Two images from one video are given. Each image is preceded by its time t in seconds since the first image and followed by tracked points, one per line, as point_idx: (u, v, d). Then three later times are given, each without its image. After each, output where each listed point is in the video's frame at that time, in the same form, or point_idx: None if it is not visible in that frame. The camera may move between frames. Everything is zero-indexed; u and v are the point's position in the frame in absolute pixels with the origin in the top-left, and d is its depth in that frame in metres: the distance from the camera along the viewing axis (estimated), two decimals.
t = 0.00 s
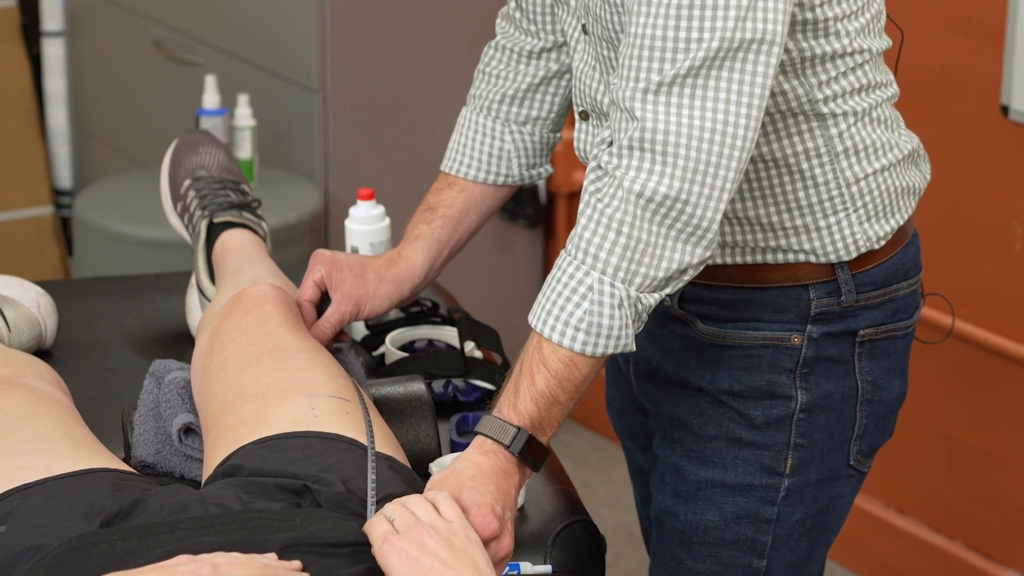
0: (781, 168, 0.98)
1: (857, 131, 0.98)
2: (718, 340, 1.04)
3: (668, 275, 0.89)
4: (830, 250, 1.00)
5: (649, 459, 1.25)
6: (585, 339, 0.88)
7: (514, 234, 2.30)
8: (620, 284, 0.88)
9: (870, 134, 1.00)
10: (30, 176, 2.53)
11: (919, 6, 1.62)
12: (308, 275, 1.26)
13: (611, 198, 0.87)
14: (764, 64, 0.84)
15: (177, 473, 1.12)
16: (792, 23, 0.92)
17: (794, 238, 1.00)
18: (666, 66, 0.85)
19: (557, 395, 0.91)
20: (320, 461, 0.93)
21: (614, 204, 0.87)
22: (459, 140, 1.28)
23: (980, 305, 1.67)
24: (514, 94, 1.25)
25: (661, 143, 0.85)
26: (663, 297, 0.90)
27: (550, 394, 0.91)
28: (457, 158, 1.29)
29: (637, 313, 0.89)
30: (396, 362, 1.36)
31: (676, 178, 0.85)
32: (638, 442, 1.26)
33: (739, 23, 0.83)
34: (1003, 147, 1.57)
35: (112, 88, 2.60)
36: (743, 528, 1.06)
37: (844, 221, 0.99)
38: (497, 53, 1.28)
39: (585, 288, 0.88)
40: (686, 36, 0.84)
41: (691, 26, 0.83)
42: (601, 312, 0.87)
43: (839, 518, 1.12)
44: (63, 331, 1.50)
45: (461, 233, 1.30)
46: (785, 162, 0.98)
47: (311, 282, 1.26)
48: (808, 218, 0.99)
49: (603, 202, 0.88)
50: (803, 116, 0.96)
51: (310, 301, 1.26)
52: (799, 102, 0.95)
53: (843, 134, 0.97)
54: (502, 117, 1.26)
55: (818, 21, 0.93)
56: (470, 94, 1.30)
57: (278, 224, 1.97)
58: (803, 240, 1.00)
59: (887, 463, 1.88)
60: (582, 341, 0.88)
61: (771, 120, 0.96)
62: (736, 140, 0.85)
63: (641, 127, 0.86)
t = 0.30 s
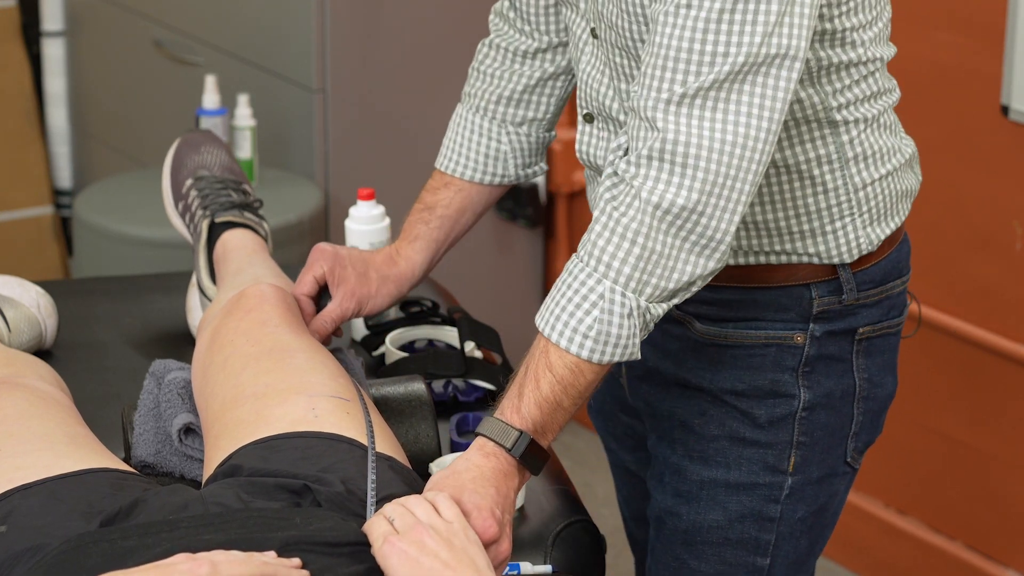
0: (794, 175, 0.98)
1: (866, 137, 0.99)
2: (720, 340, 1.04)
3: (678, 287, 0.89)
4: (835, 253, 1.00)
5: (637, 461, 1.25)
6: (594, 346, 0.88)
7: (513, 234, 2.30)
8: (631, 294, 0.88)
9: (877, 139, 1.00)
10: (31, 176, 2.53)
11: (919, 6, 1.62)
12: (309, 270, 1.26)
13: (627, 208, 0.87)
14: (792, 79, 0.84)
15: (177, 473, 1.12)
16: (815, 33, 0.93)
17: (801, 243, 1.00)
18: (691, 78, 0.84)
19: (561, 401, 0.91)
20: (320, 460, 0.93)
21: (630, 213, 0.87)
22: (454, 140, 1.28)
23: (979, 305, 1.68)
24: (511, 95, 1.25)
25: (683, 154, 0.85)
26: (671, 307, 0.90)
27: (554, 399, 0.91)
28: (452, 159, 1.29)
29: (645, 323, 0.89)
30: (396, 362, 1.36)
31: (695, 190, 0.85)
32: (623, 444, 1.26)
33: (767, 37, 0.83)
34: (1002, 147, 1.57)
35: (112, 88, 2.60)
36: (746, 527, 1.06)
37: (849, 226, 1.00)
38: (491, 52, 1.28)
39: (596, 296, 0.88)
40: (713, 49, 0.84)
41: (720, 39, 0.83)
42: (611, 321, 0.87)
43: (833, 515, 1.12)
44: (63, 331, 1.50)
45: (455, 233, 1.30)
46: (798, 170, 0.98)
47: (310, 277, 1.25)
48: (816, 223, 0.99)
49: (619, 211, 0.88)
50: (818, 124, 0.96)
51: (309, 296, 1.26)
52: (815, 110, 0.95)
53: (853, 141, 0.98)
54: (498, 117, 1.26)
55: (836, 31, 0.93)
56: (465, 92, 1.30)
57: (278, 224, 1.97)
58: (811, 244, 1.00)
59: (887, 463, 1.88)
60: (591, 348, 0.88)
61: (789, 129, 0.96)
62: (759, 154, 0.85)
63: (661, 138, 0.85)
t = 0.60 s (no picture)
0: (800, 175, 0.98)
1: (870, 137, 0.99)
2: (722, 340, 1.04)
3: (685, 290, 0.89)
4: (839, 252, 1.00)
5: (639, 462, 1.25)
6: (598, 347, 0.88)
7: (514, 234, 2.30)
8: (637, 296, 0.87)
9: (881, 138, 1.00)
10: (31, 175, 2.53)
11: (919, 6, 1.62)
12: (303, 272, 1.27)
13: (636, 210, 0.87)
14: (802, 81, 0.84)
15: (178, 474, 1.12)
16: (822, 34, 0.92)
17: (805, 242, 1.00)
18: (700, 81, 0.84)
19: (562, 400, 0.91)
20: (319, 460, 0.93)
21: (638, 215, 0.87)
22: (448, 140, 1.28)
23: (979, 305, 1.68)
24: (506, 96, 1.26)
25: (693, 157, 0.85)
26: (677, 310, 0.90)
27: (555, 398, 0.91)
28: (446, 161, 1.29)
29: (650, 325, 0.89)
30: (397, 362, 1.36)
31: (705, 193, 0.85)
32: (624, 445, 1.26)
33: (777, 39, 0.83)
34: (1003, 146, 1.57)
35: (113, 88, 2.60)
36: (752, 528, 1.06)
37: (853, 225, 1.00)
38: (488, 53, 1.27)
39: (602, 297, 0.88)
40: (723, 51, 0.84)
41: (730, 41, 0.83)
42: (617, 323, 0.87)
43: (837, 515, 1.12)
44: (63, 332, 1.50)
45: (451, 234, 1.30)
46: (803, 170, 0.98)
47: (305, 280, 1.26)
48: (820, 222, 0.99)
49: (627, 213, 0.88)
50: (824, 124, 0.96)
51: (303, 297, 1.27)
52: (821, 110, 0.95)
53: (857, 141, 0.98)
54: (494, 118, 1.27)
55: (842, 32, 0.93)
56: (460, 92, 1.30)
57: (279, 224, 1.97)
58: (815, 244, 1.00)
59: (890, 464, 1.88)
60: (595, 349, 0.88)
61: (797, 130, 0.96)
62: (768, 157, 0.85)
63: (672, 141, 0.85)
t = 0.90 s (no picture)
0: (801, 175, 0.98)
1: (871, 137, 0.99)
2: (723, 340, 1.03)
3: (684, 289, 0.89)
4: (840, 252, 1.00)
5: (639, 462, 1.25)
6: (597, 344, 0.88)
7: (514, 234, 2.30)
8: (636, 295, 0.88)
9: (882, 138, 1.00)
10: (30, 175, 2.53)
11: (919, 6, 1.62)
12: (303, 271, 1.27)
13: (637, 210, 0.87)
14: (803, 80, 0.84)
15: (178, 474, 1.12)
16: (824, 34, 0.93)
17: (806, 242, 1.00)
18: (700, 81, 0.84)
19: (559, 396, 0.91)
20: (320, 461, 0.93)
21: (638, 214, 0.87)
22: (449, 140, 1.28)
23: (979, 305, 1.68)
24: (508, 95, 1.26)
25: (694, 156, 0.85)
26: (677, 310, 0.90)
27: (553, 395, 0.91)
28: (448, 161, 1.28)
29: (649, 324, 0.89)
30: (397, 362, 1.36)
31: (705, 191, 0.85)
32: (624, 445, 1.26)
33: (777, 39, 0.83)
34: (1003, 146, 1.57)
35: (113, 88, 2.60)
36: (753, 528, 1.06)
37: (854, 225, 1.00)
38: (490, 52, 1.27)
39: (601, 295, 0.88)
40: (723, 51, 0.84)
41: (731, 40, 0.83)
42: (615, 321, 0.87)
43: (838, 515, 1.12)
44: (63, 332, 1.50)
45: (451, 234, 1.30)
46: (804, 169, 0.97)
47: (305, 279, 1.26)
48: (821, 222, 0.99)
49: (628, 212, 0.88)
50: (825, 124, 0.96)
51: (303, 297, 1.27)
52: (822, 109, 0.95)
53: (858, 140, 0.98)
54: (495, 118, 1.26)
55: (843, 31, 0.93)
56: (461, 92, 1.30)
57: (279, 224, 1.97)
58: (816, 244, 1.00)
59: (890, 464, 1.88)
60: (593, 346, 0.88)
61: (798, 130, 0.96)
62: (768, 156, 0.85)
63: (672, 140, 0.85)
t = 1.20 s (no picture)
0: (804, 175, 0.98)
1: (872, 137, 0.99)
2: (723, 340, 1.03)
3: (694, 288, 0.89)
4: (840, 253, 1.00)
5: (637, 462, 1.25)
6: (608, 343, 0.88)
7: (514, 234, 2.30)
8: (646, 295, 0.88)
9: (882, 139, 1.00)
10: (30, 175, 2.53)
11: (919, 6, 1.62)
12: (303, 271, 1.27)
13: (648, 210, 0.87)
14: (811, 80, 0.84)
15: (177, 474, 1.12)
16: (829, 34, 0.93)
17: (806, 242, 1.00)
18: (710, 81, 0.85)
19: (568, 396, 0.91)
20: (319, 460, 0.93)
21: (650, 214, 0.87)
22: (447, 139, 1.28)
23: (979, 306, 1.68)
24: (507, 95, 1.26)
25: (704, 156, 0.85)
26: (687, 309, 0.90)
27: (562, 395, 0.91)
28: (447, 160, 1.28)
29: (659, 325, 0.89)
30: (397, 362, 1.36)
31: (716, 192, 0.85)
32: (623, 445, 1.26)
33: (786, 38, 0.83)
34: (1003, 147, 1.57)
35: (113, 88, 2.60)
36: (754, 528, 1.06)
37: (854, 225, 1.00)
38: (489, 52, 1.27)
39: (612, 295, 0.88)
40: (731, 51, 0.84)
41: (740, 40, 0.83)
42: (626, 321, 0.88)
43: (838, 515, 1.12)
44: (63, 332, 1.50)
45: (451, 233, 1.30)
46: (809, 168, 0.97)
47: (304, 279, 1.26)
48: (822, 222, 0.99)
49: (639, 212, 0.88)
50: (828, 124, 0.96)
51: (303, 296, 1.27)
52: (824, 110, 0.95)
53: (859, 141, 0.98)
54: (495, 118, 1.26)
55: (846, 31, 0.93)
56: (460, 92, 1.30)
57: (278, 223, 1.98)
58: (817, 244, 1.00)
59: (890, 464, 1.88)
60: (604, 346, 0.88)
61: (804, 130, 0.96)
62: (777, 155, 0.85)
63: (682, 141, 0.85)
